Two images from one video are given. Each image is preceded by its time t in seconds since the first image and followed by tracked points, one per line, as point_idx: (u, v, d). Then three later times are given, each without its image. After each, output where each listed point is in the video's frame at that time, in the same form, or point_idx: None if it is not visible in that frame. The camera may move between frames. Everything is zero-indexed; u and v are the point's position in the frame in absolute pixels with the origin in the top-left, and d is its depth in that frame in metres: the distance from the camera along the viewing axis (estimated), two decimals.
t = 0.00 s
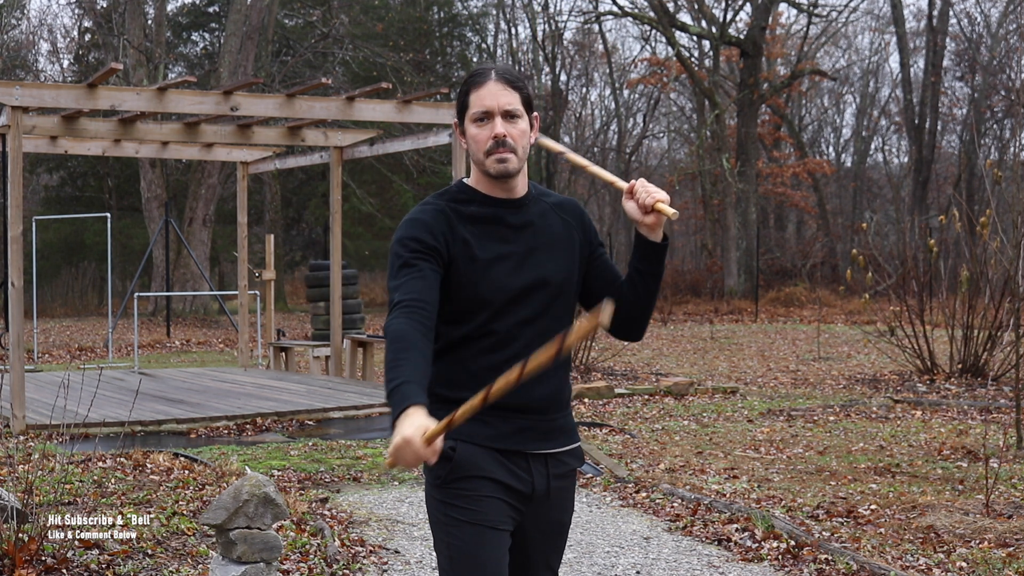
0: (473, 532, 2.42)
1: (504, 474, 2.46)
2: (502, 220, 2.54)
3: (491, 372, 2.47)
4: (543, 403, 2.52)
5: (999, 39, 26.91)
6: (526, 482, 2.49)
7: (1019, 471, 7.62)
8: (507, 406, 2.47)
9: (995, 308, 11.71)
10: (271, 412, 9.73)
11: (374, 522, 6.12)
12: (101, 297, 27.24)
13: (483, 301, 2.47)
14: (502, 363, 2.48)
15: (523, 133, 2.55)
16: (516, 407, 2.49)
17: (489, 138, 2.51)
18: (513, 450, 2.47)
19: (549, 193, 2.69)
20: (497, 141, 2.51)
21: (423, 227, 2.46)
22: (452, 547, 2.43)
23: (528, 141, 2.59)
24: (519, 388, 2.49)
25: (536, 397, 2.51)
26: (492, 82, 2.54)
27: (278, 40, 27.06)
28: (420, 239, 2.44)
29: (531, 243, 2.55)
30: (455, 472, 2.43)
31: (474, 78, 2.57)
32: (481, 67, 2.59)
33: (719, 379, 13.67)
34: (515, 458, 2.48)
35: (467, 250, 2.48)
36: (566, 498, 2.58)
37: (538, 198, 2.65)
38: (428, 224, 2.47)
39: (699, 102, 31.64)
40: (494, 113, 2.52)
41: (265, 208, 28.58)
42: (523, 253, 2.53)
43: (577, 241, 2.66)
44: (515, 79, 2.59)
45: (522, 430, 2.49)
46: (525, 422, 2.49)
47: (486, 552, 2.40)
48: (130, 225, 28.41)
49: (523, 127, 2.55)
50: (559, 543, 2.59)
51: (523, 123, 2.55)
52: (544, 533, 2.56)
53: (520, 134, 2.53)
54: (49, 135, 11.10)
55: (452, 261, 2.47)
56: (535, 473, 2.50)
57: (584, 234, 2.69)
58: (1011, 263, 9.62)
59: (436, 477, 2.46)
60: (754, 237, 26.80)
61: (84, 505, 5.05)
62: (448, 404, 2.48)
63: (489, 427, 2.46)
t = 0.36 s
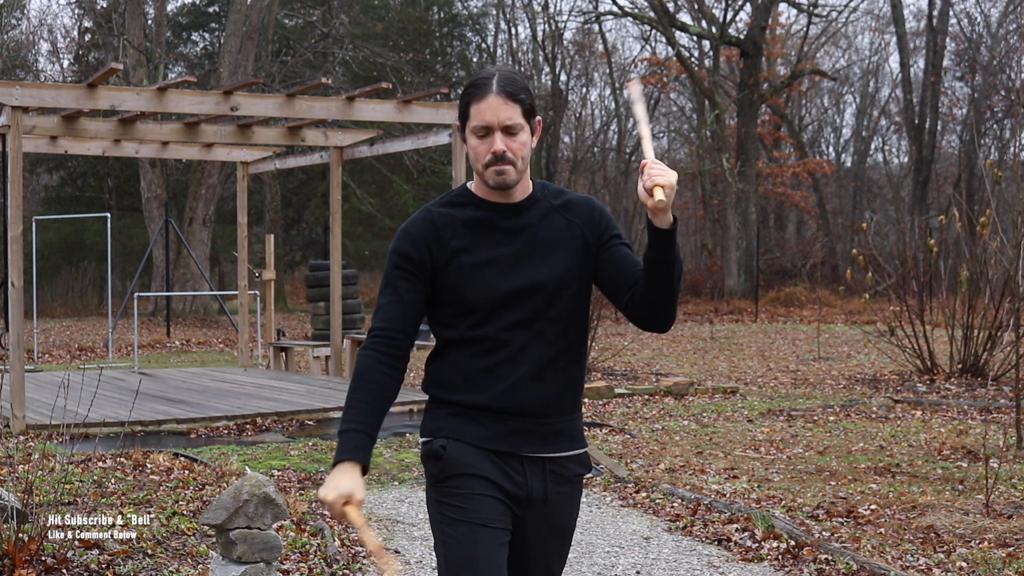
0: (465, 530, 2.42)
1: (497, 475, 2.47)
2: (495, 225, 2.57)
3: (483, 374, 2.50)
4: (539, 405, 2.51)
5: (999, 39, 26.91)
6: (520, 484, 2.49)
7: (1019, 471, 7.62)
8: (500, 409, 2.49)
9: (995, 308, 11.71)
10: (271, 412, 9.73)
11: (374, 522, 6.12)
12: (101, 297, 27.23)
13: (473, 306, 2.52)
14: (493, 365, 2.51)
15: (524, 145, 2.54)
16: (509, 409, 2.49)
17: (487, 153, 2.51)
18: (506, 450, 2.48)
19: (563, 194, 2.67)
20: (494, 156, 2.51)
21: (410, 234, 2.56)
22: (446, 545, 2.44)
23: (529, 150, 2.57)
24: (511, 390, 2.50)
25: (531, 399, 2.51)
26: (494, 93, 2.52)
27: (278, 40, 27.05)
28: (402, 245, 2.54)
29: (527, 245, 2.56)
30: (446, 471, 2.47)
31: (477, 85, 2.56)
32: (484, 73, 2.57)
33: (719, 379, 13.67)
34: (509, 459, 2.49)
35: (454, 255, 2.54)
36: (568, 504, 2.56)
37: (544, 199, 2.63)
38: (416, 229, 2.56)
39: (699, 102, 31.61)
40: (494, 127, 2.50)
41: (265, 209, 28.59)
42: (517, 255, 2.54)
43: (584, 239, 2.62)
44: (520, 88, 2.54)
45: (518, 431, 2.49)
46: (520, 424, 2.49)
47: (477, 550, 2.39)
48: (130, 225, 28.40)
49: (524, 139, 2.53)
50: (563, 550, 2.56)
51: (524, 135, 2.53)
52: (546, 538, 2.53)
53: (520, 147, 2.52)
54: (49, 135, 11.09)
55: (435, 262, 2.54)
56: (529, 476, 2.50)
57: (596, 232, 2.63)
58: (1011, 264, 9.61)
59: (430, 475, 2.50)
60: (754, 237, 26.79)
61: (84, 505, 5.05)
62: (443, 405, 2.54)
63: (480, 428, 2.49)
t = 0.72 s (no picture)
0: (459, 528, 2.47)
1: (491, 474, 2.50)
2: (488, 225, 2.58)
3: (474, 375, 2.55)
4: (531, 408, 2.50)
5: (999, 39, 26.92)
6: (515, 486, 2.51)
7: (1019, 471, 7.62)
8: (486, 407, 2.52)
9: (995, 308, 11.71)
10: (271, 412, 9.73)
11: (374, 522, 6.12)
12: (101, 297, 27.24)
13: (464, 304, 2.58)
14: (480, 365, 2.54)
15: (527, 155, 2.53)
16: (498, 411, 2.51)
17: (489, 160, 2.52)
18: (500, 451, 2.50)
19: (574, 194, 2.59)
20: (495, 165, 2.51)
21: (411, 233, 2.69)
22: (442, 545, 2.51)
23: (533, 156, 2.55)
24: (502, 390, 2.51)
25: (517, 400, 2.50)
26: (499, 103, 2.49)
27: (278, 40, 27.05)
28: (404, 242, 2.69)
29: (518, 245, 2.54)
30: (441, 469, 2.54)
31: (485, 88, 2.54)
32: (494, 77, 2.54)
33: (719, 379, 13.67)
34: (504, 461, 2.51)
35: (446, 255, 2.62)
36: (568, 507, 2.55)
37: (547, 197, 2.57)
38: (416, 227, 2.68)
39: (699, 102, 31.59)
40: (496, 137, 2.49)
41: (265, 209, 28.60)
42: (505, 255, 2.54)
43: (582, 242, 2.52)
44: (528, 96, 2.52)
45: (512, 434, 2.51)
46: (510, 427, 2.51)
47: (473, 549, 2.44)
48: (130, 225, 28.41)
49: (527, 149, 2.52)
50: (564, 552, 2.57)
51: (527, 144, 2.52)
52: (545, 541, 2.54)
53: (523, 157, 2.52)
54: (49, 135, 11.09)
55: (427, 260, 2.65)
56: (524, 478, 2.51)
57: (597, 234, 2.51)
58: (1011, 264, 9.62)
59: (430, 472, 2.58)
60: (754, 236, 26.77)
61: (84, 504, 5.05)
62: (442, 402, 2.61)
63: (475, 427, 2.53)
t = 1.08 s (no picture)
0: (458, 528, 2.47)
1: (489, 474, 2.50)
2: (485, 223, 2.60)
3: (469, 372, 2.55)
4: (527, 407, 2.50)
5: (999, 39, 26.92)
6: (513, 486, 2.51)
7: (1019, 470, 7.62)
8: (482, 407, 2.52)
9: (995, 308, 11.71)
10: (271, 412, 9.73)
11: (374, 522, 6.12)
12: (101, 297, 27.24)
13: (461, 301, 2.59)
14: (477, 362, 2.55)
15: (520, 165, 2.53)
16: (494, 409, 2.52)
17: (484, 171, 2.53)
18: (497, 451, 2.50)
19: (570, 193, 2.60)
20: (492, 177, 2.52)
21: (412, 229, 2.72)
22: (441, 545, 2.50)
23: (529, 164, 2.55)
24: (499, 388, 2.51)
25: (512, 400, 2.51)
26: (489, 115, 2.47)
27: (278, 40, 27.05)
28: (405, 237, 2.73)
29: (515, 242, 2.56)
30: (440, 468, 2.53)
31: (477, 98, 2.51)
32: (487, 85, 2.51)
33: (719, 379, 13.67)
34: (503, 461, 2.51)
35: (444, 250, 2.63)
36: (568, 509, 2.56)
37: (545, 202, 2.58)
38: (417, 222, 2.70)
39: (699, 102, 31.60)
40: (487, 149, 2.49)
41: (265, 209, 28.61)
42: (500, 254, 2.55)
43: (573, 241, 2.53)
44: (520, 109, 2.48)
45: (510, 435, 2.50)
46: (506, 427, 2.51)
47: (472, 549, 2.45)
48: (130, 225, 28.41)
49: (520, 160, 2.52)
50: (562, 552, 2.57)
51: (520, 154, 2.51)
52: (543, 542, 2.54)
53: (515, 166, 2.51)
54: (49, 135, 11.10)
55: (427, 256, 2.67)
56: (522, 479, 2.51)
57: (593, 232, 2.52)
58: (1011, 263, 9.62)
59: (428, 472, 2.57)
60: (754, 236, 26.78)
61: (84, 505, 5.05)
62: (440, 400, 2.61)
63: (472, 427, 2.53)
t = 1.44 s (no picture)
0: (458, 529, 2.46)
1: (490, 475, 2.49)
2: (486, 218, 2.57)
3: (469, 372, 2.53)
4: (527, 406, 2.52)
5: (999, 39, 26.92)
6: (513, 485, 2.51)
7: (1019, 470, 7.62)
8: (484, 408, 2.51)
9: (995, 308, 11.71)
10: (271, 412, 9.74)
11: (374, 522, 6.12)
12: (101, 297, 27.25)
13: (461, 297, 2.54)
14: (478, 364, 2.52)
15: (522, 163, 2.52)
16: (496, 409, 2.51)
17: (486, 169, 2.51)
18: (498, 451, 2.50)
19: (568, 196, 2.63)
20: (494, 173, 2.50)
21: (403, 220, 2.63)
22: (439, 545, 2.48)
23: (530, 164, 2.55)
24: (502, 390, 2.51)
25: (514, 400, 2.51)
26: (492, 112, 2.48)
27: (278, 40, 27.06)
28: (393, 228, 2.63)
29: (521, 242, 2.55)
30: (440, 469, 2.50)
31: (478, 96, 2.51)
32: (488, 83, 2.52)
33: (719, 379, 13.67)
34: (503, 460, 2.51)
35: (443, 245, 2.58)
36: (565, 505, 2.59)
37: (545, 199, 2.60)
38: (409, 215, 2.62)
39: (699, 102, 31.60)
40: (490, 144, 2.48)
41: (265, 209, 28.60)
42: (505, 251, 2.54)
43: (582, 246, 2.58)
44: (523, 106, 2.50)
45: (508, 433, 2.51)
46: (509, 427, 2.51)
47: (472, 550, 2.44)
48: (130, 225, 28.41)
49: (522, 158, 2.52)
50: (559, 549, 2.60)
51: (522, 153, 2.52)
52: (541, 538, 2.57)
53: (517, 166, 2.51)
54: (49, 135, 11.10)
55: (424, 250, 2.60)
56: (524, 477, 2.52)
57: (597, 240, 2.59)
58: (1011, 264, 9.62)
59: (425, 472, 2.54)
60: (754, 237, 26.80)
61: (84, 505, 5.05)
62: (437, 403, 2.57)
63: (472, 427, 2.51)
